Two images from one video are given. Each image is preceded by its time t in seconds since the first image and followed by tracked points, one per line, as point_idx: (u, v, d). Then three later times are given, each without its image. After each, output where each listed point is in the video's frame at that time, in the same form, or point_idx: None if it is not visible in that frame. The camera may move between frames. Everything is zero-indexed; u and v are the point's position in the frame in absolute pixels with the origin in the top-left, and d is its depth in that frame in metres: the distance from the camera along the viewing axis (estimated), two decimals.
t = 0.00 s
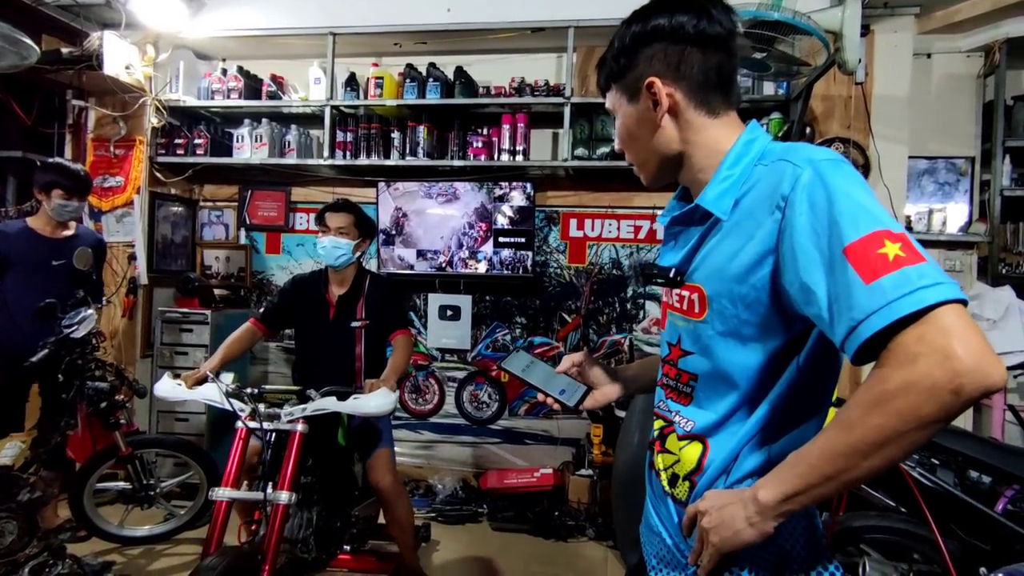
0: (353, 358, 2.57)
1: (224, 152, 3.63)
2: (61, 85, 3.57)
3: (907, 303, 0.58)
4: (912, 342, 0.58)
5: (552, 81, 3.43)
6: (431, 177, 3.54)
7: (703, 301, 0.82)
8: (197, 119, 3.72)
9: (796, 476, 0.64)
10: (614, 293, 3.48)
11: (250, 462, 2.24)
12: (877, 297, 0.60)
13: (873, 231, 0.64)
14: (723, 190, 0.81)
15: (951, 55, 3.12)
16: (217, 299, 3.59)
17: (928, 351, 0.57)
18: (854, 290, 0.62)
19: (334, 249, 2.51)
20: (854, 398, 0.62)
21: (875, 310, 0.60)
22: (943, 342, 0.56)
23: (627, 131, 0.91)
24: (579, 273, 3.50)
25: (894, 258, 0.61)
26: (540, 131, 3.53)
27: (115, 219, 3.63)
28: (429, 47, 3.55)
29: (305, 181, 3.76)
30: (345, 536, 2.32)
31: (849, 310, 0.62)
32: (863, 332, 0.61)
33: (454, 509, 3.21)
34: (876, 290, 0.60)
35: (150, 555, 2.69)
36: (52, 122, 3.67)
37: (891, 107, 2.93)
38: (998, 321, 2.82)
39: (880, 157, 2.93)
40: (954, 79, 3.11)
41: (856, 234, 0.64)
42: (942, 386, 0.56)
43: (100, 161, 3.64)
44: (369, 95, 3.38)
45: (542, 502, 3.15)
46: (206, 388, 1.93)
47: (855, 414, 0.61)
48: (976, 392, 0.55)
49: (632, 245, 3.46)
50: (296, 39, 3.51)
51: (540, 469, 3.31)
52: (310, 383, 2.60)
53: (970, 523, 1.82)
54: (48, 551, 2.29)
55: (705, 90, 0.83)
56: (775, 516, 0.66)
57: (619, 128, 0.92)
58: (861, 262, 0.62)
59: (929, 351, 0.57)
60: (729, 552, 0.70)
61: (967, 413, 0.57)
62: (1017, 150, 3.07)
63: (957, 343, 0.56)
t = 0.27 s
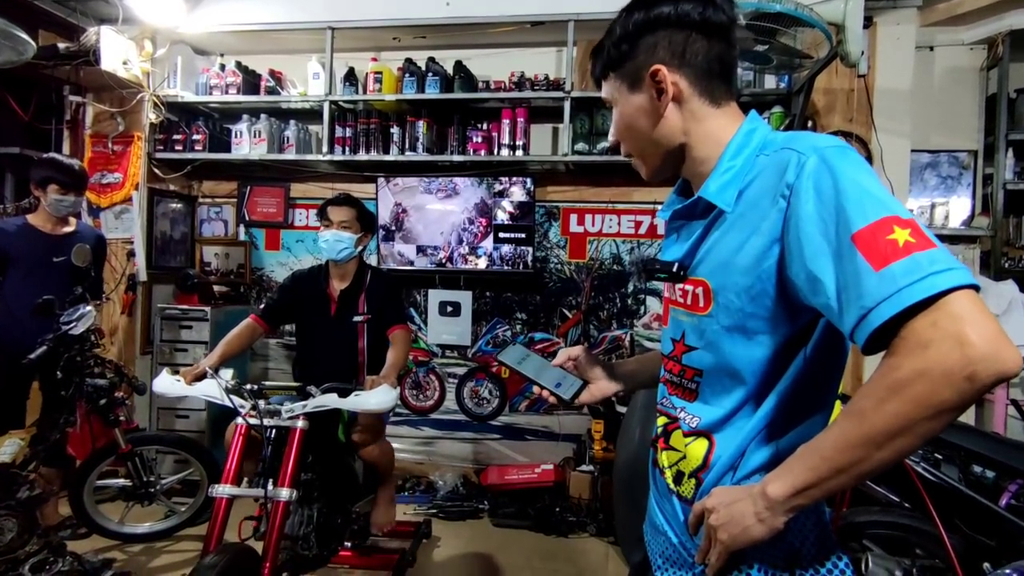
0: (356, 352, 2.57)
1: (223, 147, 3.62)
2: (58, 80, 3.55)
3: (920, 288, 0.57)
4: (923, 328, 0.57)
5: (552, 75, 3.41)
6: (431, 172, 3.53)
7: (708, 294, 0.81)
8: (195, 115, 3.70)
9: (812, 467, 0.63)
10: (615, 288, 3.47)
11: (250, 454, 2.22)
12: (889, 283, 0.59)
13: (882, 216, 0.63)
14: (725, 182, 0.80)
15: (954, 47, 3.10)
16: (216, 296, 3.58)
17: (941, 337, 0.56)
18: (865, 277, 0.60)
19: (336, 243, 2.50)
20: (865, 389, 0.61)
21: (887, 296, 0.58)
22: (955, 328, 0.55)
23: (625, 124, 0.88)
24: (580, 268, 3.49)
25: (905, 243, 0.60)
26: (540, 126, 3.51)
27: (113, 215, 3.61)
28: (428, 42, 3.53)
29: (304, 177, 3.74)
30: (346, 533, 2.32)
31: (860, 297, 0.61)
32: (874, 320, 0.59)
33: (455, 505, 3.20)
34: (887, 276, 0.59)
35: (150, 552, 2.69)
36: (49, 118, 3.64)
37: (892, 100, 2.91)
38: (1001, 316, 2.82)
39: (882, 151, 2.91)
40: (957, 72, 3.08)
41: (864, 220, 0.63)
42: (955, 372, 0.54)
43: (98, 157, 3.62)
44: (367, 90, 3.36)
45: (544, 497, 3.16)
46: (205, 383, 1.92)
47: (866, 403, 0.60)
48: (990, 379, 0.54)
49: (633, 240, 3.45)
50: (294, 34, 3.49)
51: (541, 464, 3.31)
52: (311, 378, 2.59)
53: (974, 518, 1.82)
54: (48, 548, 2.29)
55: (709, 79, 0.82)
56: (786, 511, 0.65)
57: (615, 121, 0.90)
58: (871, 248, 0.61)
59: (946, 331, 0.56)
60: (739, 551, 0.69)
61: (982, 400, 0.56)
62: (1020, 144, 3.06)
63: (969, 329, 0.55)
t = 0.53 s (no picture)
0: (360, 352, 2.57)
1: (223, 146, 3.61)
2: (58, 79, 3.54)
3: (908, 301, 0.56)
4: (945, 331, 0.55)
5: (552, 73, 3.41)
6: (431, 170, 3.53)
7: (715, 294, 0.80)
8: (196, 113, 3.70)
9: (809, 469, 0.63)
10: (616, 286, 3.46)
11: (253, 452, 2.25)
12: (881, 293, 0.58)
13: (883, 227, 0.62)
14: (735, 179, 0.79)
15: (955, 43, 3.09)
16: (217, 294, 3.58)
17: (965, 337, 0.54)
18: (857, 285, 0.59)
19: (340, 242, 2.50)
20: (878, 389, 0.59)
21: (875, 307, 0.57)
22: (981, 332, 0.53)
23: (632, 123, 0.84)
24: (580, 266, 3.49)
25: (903, 255, 0.59)
26: (541, 124, 3.51)
27: (114, 214, 3.62)
28: (428, 39, 3.52)
29: (304, 176, 3.74)
30: (347, 534, 2.31)
31: (852, 304, 0.60)
32: (861, 329, 0.58)
33: (456, 503, 3.20)
34: (880, 286, 0.58)
35: (152, 550, 2.69)
36: (49, 117, 3.64)
37: (894, 97, 2.90)
38: (1003, 312, 2.83)
39: (884, 147, 2.91)
40: (959, 69, 3.07)
41: (865, 228, 0.62)
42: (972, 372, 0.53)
43: (98, 156, 3.62)
44: (367, 88, 3.35)
45: (546, 495, 3.20)
46: (209, 381, 1.91)
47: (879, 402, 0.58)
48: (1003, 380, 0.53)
49: (634, 237, 3.45)
50: (294, 32, 3.48)
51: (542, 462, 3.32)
52: (314, 377, 2.59)
53: (977, 515, 1.82)
54: (50, 547, 2.29)
55: (722, 74, 0.80)
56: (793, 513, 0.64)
57: (623, 120, 0.85)
58: (867, 256, 0.60)
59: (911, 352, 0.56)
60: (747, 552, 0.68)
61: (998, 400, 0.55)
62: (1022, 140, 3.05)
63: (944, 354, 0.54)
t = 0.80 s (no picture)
0: (367, 352, 2.57)
1: (224, 144, 3.61)
2: (59, 77, 3.54)
3: (850, 337, 0.58)
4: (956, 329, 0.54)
5: (554, 70, 3.40)
6: (432, 168, 3.52)
7: (707, 291, 0.78)
8: (197, 111, 3.70)
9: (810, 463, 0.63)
10: (617, 284, 3.46)
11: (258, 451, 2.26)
12: (833, 323, 0.59)
13: (857, 254, 0.60)
14: (734, 177, 0.77)
15: (959, 39, 3.07)
16: (219, 292, 3.58)
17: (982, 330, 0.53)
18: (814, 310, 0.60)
19: (347, 241, 2.50)
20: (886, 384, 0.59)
21: (822, 337, 0.59)
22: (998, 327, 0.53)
23: (643, 110, 0.80)
24: (582, 263, 3.48)
25: (863, 289, 0.59)
26: (542, 121, 3.50)
27: (115, 212, 3.62)
28: (429, 37, 3.51)
29: (305, 173, 3.73)
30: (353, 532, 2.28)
31: (808, 326, 0.61)
32: (809, 352, 0.61)
33: (458, 500, 3.20)
34: (834, 316, 0.59)
35: (155, 548, 2.69)
36: (50, 115, 3.63)
37: (897, 93, 2.89)
38: (1006, 309, 2.83)
39: (887, 144, 2.90)
40: (962, 65, 3.06)
41: (838, 251, 0.61)
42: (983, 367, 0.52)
43: (100, 154, 3.62)
44: (368, 85, 3.35)
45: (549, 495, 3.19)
46: (221, 373, 1.87)
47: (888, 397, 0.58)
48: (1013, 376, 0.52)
49: (635, 235, 3.44)
50: (294, 29, 3.48)
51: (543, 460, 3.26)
52: (319, 376, 2.59)
53: (982, 513, 1.81)
54: (52, 545, 2.29)
55: (736, 64, 0.79)
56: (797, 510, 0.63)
57: (632, 107, 0.81)
58: (832, 281, 0.60)
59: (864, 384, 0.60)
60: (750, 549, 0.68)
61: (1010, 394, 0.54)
62: None
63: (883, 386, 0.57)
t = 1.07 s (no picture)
0: (380, 354, 2.56)
1: (227, 141, 3.62)
2: (62, 75, 3.53)
3: (859, 334, 0.57)
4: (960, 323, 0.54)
5: (557, 67, 3.39)
6: (435, 165, 3.51)
7: (705, 285, 0.77)
8: (200, 109, 3.70)
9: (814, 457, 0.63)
10: (620, 281, 3.45)
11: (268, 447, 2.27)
12: (842, 320, 0.58)
13: (864, 249, 0.60)
14: (734, 171, 0.76)
15: (965, 35, 3.05)
16: (221, 289, 3.59)
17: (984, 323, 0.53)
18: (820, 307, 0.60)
19: (365, 241, 2.49)
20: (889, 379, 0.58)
21: (831, 333, 0.59)
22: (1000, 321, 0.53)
23: (642, 107, 0.80)
24: (585, 261, 3.47)
25: (872, 284, 0.59)
26: (545, 118, 3.49)
27: (119, 210, 3.62)
28: (432, 33, 3.51)
29: (307, 171, 3.73)
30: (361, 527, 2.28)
31: (817, 322, 0.61)
32: (819, 350, 0.60)
33: (460, 498, 3.20)
34: (843, 312, 0.59)
35: (158, 545, 2.70)
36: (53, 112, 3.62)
37: (903, 89, 2.87)
38: (1011, 307, 2.82)
39: (891, 140, 2.88)
40: (968, 61, 3.04)
41: (843, 247, 0.60)
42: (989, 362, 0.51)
43: (103, 151, 3.62)
44: (371, 82, 3.34)
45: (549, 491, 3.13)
46: (236, 371, 1.86)
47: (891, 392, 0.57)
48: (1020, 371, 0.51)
49: (639, 232, 3.43)
50: (296, 26, 3.47)
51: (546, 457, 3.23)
52: (330, 373, 2.58)
53: (988, 510, 1.81)
54: (56, 541, 2.30)
55: (736, 55, 0.79)
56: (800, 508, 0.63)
57: (631, 104, 0.81)
58: (838, 277, 0.60)
59: (874, 380, 0.59)
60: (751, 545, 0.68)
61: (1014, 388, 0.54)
62: None
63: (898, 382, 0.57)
